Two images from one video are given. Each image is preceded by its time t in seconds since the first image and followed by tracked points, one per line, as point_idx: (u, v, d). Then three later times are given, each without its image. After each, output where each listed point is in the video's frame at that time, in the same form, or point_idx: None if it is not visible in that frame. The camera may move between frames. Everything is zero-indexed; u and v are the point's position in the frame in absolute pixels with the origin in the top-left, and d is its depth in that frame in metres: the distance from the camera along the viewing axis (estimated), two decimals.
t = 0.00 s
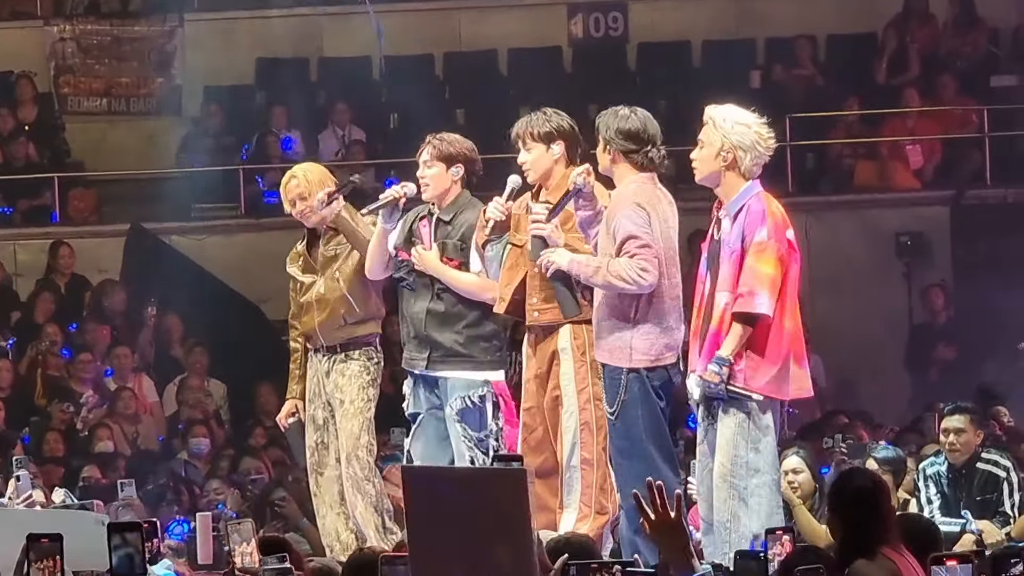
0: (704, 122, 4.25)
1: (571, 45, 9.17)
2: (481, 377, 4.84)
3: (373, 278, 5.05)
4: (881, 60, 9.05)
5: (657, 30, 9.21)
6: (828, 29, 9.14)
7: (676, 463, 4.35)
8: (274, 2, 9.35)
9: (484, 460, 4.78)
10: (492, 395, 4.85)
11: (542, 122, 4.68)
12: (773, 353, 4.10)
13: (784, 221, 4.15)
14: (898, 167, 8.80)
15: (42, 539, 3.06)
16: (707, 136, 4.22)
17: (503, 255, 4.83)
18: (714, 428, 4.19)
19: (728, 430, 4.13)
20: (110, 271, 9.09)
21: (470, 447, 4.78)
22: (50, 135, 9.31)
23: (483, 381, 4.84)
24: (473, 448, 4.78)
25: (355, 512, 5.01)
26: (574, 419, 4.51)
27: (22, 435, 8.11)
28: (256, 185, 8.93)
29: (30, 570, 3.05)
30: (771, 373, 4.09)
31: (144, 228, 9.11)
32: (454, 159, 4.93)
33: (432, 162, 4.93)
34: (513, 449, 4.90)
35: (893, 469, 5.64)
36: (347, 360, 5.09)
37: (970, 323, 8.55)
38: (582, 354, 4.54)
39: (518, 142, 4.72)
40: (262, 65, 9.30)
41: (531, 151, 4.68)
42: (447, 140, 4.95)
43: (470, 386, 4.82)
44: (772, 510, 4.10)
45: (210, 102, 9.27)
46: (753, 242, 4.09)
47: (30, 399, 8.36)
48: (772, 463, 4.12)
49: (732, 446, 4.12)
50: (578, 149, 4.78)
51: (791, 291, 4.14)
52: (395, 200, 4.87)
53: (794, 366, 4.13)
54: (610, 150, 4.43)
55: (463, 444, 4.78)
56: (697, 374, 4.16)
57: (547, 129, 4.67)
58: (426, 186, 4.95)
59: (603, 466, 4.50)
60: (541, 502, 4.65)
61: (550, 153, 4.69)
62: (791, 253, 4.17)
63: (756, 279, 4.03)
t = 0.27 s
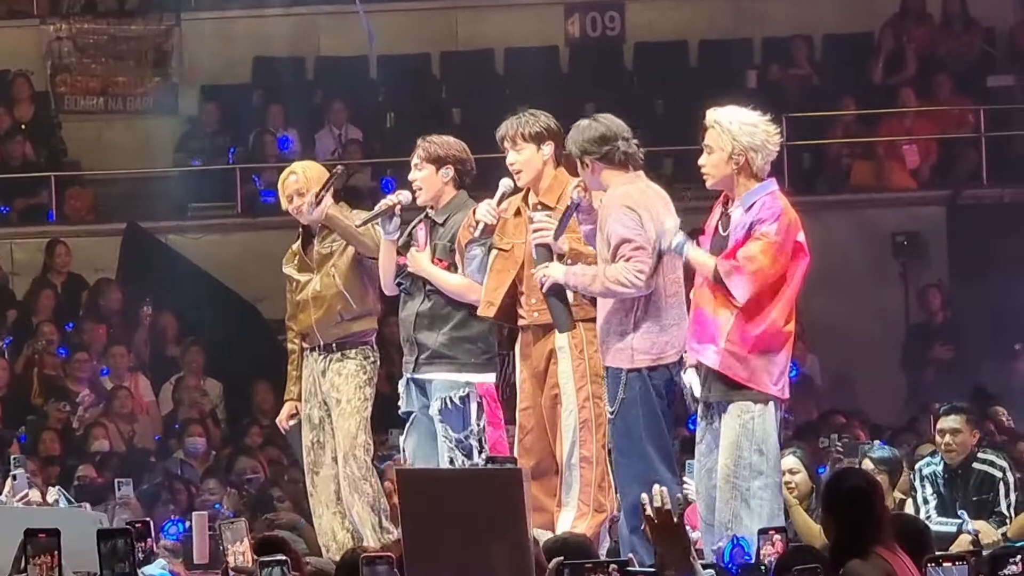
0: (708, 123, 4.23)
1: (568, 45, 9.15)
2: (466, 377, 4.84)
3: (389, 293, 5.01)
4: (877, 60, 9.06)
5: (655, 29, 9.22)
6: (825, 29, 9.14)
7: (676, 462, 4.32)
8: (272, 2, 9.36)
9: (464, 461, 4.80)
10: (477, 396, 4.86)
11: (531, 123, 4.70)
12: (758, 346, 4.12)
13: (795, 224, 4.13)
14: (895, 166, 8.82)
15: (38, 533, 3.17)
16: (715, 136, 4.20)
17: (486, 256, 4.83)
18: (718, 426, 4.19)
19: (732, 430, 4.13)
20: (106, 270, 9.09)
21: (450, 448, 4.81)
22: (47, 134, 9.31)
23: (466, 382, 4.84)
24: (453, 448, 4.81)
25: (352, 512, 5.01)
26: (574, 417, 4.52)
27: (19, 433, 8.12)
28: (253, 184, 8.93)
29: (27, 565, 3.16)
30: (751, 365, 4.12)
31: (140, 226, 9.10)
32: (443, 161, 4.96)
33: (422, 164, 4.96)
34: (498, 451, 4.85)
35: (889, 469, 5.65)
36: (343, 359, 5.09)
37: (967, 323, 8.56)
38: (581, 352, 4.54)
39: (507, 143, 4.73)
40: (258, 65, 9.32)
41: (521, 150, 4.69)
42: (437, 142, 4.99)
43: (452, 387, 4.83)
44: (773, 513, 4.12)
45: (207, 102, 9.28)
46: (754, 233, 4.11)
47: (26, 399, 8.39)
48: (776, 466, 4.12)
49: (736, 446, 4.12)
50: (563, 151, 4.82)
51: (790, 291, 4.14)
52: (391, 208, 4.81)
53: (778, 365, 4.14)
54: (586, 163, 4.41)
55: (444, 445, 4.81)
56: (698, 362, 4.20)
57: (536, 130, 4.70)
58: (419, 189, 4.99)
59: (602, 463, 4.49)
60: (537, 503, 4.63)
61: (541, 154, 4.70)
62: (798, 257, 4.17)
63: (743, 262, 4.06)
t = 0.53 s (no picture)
0: (714, 124, 4.21)
1: (568, 46, 9.16)
2: (465, 378, 4.82)
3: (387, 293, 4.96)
4: (877, 62, 9.07)
5: (654, 31, 9.23)
6: (823, 32, 9.16)
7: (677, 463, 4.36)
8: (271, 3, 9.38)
9: (464, 463, 4.79)
10: (477, 398, 4.85)
11: (531, 123, 4.70)
12: (746, 343, 4.12)
13: (788, 223, 4.12)
14: (895, 169, 8.77)
15: (38, 532, 3.23)
16: (722, 138, 4.17)
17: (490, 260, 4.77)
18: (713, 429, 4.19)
19: (726, 433, 4.13)
20: (105, 271, 9.07)
21: (451, 450, 4.81)
22: (46, 134, 9.29)
23: (466, 384, 4.84)
24: (453, 451, 4.81)
25: (350, 513, 5.01)
26: (573, 418, 4.52)
27: (17, 434, 8.13)
28: (252, 185, 8.89)
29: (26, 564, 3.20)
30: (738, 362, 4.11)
31: (138, 228, 9.07)
32: (441, 160, 4.94)
33: (419, 164, 4.96)
34: (500, 452, 4.83)
35: (888, 470, 5.65)
36: (342, 360, 5.08)
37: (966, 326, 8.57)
38: (580, 354, 4.53)
39: (505, 142, 4.71)
40: (258, 66, 9.33)
41: (519, 150, 4.67)
42: (434, 142, 4.97)
43: (452, 389, 4.82)
44: (770, 515, 4.11)
45: (205, 103, 9.28)
46: (742, 228, 4.12)
47: (25, 400, 8.35)
48: (770, 469, 4.13)
49: (730, 450, 4.12)
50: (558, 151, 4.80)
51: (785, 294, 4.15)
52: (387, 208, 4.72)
53: (768, 363, 4.11)
54: (585, 164, 4.48)
55: (444, 447, 4.80)
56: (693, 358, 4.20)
57: (536, 130, 4.69)
58: (416, 188, 4.98)
59: (601, 465, 4.50)
60: (536, 504, 4.61)
61: (539, 154, 4.70)
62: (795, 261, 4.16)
63: (723, 246, 4.07)
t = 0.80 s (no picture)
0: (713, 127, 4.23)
1: (565, 48, 9.14)
2: (460, 374, 4.83)
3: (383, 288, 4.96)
4: (875, 64, 9.08)
5: (652, 34, 9.19)
6: (822, 33, 9.14)
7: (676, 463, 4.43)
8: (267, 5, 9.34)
9: (463, 465, 4.80)
10: (474, 400, 4.86)
11: (526, 124, 4.70)
12: (746, 347, 4.15)
13: (787, 227, 4.14)
14: (892, 171, 8.77)
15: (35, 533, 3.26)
16: (723, 143, 4.19)
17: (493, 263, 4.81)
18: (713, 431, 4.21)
19: (725, 436, 4.15)
20: (102, 272, 9.06)
21: (449, 452, 4.80)
22: (43, 135, 9.26)
23: (464, 385, 4.85)
24: (452, 453, 4.81)
25: (347, 515, 5.00)
26: (568, 420, 4.54)
27: (15, 436, 8.14)
28: (249, 186, 8.91)
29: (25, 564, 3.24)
30: (739, 366, 4.14)
31: (136, 229, 9.05)
32: (446, 161, 4.97)
33: (425, 163, 4.98)
34: (497, 453, 4.87)
35: (885, 472, 5.68)
36: (339, 361, 5.08)
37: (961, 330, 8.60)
38: (574, 354, 4.57)
39: (500, 143, 4.73)
40: (256, 67, 9.29)
41: (515, 153, 4.70)
42: (441, 142, 4.99)
43: (450, 391, 4.84)
44: (767, 518, 4.12)
45: (201, 105, 9.27)
46: (741, 232, 4.15)
47: (22, 401, 8.37)
48: (769, 471, 4.14)
49: (729, 452, 4.14)
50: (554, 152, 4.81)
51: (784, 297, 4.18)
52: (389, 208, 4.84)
53: (768, 366, 4.14)
54: (599, 159, 4.58)
55: (442, 449, 4.80)
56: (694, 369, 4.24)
57: (531, 131, 4.70)
58: (420, 187, 5.02)
59: (596, 466, 4.53)
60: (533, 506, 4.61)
61: (534, 156, 4.72)
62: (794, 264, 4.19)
63: (722, 250, 4.09)
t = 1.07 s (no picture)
0: (713, 128, 4.22)
1: (561, 49, 9.17)
2: (450, 374, 4.83)
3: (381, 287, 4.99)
4: (872, 65, 9.10)
5: (648, 34, 9.18)
6: (818, 34, 9.17)
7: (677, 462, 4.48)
8: (264, 5, 9.35)
9: (455, 466, 4.79)
10: (465, 401, 4.88)
11: (519, 125, 4.71)
12: (746, 348, 4.15)
13: (787, 229, 4.15)
14: (889, 172, 8.76)
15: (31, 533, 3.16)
16: (724, 144, 4.17)
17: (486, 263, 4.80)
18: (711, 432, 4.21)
19: (723, 436, 4.15)
20: (99, 272, 9.06)
21: (441, 453, 4.80)
22: (40, 135, 9.26)
23: (455, 386, 4.86)
24: (444, 454, 4.80)
25: (344, 515, 5.00)
26: (562, 420, 4.53)
27: (12, 437, 8.15)
28: (247, 187, 8.86)
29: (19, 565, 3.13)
30: (739, 367, 4.15)
31: (132, 229, 9.05)
32: (446, 162, 4.97)
33: (426, 164, 4.97)
34: (490, 454, 4.88)
35: (882, 473, 5.68)
36: (336, 362, 5.09)
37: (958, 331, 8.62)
38: (567, 355, 4.57)
39: (494, 145, 4.73)
40: (253, 68, 9.31)
41: (508, 153, 4.71)
42: (441, 143, 4.99)
43: (442, 392, 4.84)
44: (764, 519, 4.11)
45: (199, 105, 9.28)
46: (741, 233, 4.14)
47: (19, 402, 8.36)
48: (767, 471, 4.13)
49: (728, 452, 4.13)
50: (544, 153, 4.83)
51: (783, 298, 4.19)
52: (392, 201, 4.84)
53: (768, 367, 4.15)
54: (610, 152, 4.58)
55: (435, 450, 4.80)
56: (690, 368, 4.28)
57: (523, 132, 4.71)
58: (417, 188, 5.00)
59: (592, 466, 4.52)
60: (528, 508, 4.63)
61: (527, 156, 4.73)
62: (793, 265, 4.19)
63: (724, 251, 4.08)
